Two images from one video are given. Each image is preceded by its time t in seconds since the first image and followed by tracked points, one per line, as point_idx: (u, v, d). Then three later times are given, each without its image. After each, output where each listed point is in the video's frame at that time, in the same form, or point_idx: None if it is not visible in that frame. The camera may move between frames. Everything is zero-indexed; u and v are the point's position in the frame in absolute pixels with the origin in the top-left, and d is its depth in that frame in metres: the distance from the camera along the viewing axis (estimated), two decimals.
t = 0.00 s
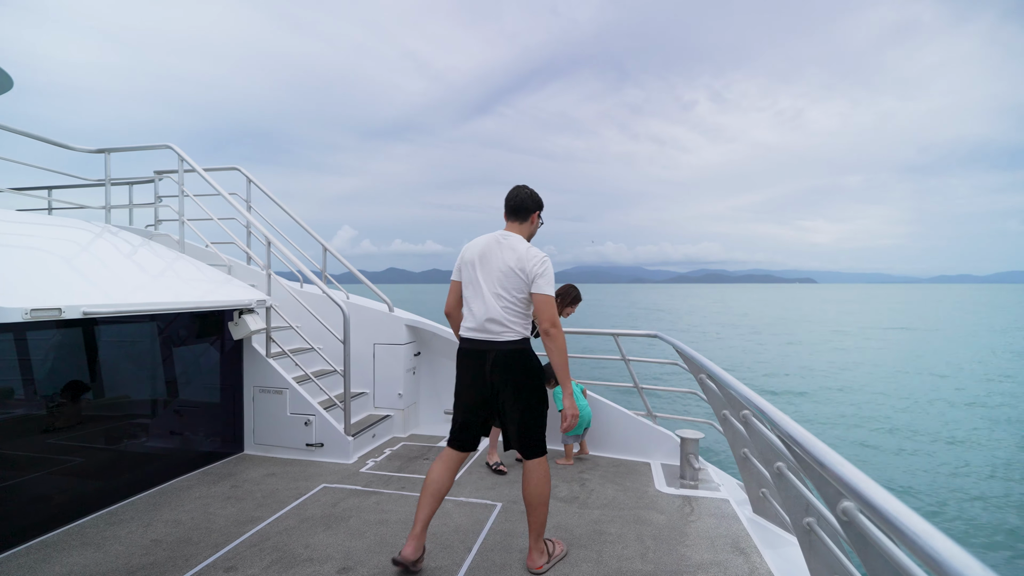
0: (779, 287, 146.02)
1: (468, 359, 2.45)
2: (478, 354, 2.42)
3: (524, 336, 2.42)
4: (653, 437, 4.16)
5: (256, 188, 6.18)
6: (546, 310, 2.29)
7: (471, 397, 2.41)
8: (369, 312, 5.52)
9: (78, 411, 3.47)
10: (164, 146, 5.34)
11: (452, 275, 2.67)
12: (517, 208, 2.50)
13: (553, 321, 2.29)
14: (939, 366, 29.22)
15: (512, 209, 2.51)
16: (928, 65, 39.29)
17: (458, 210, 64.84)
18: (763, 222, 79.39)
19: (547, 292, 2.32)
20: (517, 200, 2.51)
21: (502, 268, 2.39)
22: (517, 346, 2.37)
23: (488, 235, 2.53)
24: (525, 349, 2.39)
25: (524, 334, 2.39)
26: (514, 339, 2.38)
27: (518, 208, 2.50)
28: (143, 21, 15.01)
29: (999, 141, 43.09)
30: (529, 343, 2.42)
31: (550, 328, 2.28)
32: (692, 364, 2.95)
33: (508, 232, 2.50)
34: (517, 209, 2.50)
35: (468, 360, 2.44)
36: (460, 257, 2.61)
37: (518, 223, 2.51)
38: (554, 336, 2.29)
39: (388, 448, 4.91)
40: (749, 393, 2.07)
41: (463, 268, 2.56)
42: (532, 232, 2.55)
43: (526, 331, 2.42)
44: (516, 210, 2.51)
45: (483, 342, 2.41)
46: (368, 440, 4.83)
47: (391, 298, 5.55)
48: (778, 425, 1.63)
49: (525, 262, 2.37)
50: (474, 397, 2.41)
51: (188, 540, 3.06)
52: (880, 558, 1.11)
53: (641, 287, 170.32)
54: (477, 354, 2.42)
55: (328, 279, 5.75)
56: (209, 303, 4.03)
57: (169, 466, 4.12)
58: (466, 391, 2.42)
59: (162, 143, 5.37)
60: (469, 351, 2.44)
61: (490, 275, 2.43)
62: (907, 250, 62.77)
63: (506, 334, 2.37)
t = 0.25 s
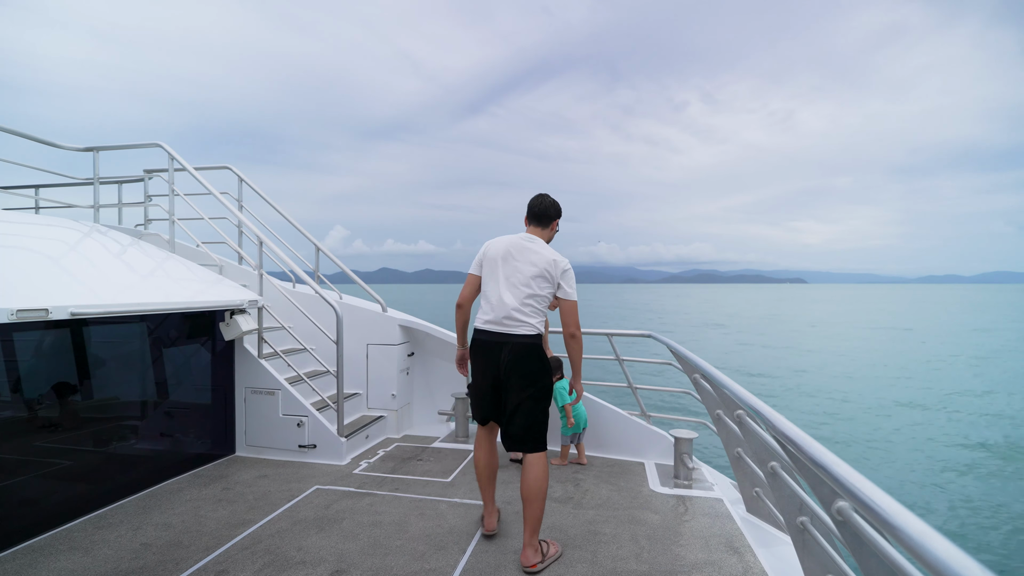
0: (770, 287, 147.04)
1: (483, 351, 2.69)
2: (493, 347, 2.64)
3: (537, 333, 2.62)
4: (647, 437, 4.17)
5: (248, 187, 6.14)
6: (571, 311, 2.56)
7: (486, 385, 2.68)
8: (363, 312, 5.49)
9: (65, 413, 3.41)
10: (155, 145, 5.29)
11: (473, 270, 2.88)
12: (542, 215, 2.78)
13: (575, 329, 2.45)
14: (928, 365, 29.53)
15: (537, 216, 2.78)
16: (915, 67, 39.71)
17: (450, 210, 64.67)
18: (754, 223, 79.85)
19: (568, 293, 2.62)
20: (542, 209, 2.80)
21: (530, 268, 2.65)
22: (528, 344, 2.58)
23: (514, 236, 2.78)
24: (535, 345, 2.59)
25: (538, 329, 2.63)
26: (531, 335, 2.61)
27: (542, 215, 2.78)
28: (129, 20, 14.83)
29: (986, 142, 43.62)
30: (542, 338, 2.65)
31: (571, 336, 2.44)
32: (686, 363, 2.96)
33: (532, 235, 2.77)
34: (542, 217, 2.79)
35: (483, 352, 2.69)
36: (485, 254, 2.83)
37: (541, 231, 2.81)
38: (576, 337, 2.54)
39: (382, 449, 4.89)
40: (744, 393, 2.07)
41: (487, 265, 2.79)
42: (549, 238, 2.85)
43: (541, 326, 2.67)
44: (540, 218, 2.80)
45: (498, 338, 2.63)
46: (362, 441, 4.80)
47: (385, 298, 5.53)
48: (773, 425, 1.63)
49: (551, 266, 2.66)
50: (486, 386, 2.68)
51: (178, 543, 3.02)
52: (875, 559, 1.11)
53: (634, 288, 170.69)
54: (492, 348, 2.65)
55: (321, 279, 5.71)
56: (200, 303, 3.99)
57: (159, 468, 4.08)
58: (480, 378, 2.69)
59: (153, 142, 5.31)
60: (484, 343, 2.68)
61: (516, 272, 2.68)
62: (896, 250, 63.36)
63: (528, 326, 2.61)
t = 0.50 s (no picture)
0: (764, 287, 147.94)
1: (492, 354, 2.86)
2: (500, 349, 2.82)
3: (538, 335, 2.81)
4: (642, 437, 4.19)
5: (243, 186, 6.12)
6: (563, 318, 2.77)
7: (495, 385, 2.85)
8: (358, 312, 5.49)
9: (57, 413, 3.39)
10: (149, 144, 5.26)
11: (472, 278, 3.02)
12: (532, 224, 2.92)
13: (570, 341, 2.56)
14: (919, 364, 29.80)
15: (530, 224, 2.92)
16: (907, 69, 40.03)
17: (444, 210, 64.56)
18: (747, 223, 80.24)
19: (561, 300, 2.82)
20: (534, 217, 2.94)
21: (530, 274, 2.82)
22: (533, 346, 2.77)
23: (508, 247, 2.92)
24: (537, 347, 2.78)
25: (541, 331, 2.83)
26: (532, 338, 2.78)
27: (533, 225, 2.92)
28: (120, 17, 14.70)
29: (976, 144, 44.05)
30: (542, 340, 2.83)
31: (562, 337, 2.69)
32: (681, 363, 2.98)
33: (525, 244, 2.92)
34: (535, 225, 2.93)
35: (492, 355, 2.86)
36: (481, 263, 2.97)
37: (534, 239, 2.96)
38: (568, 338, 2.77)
39: (378, 449, 4.88)
40: (738, 392, 2.10)
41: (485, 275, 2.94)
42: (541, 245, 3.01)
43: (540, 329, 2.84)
44: (534, 225, 2.94)
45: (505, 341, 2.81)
46: (357, 441, 4.80)
47: (380, 297, 5.52)
48: (769, 425, 1.66)
49: (548, 272, 2.83)
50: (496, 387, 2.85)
51: (174, 544, 3.01)
52: (869, 556, 1.14)
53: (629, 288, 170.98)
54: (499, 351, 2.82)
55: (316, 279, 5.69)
56: (194, 303, 3.97)
57: (153, 469, 4.06)
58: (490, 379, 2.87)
59: (147, 140, 5.28)
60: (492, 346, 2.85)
61: (514, 281, 2.83)
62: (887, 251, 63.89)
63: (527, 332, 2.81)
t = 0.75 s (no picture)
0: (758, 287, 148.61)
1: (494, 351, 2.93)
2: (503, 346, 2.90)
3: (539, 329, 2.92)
4: (638, 436, 4.22)
5: (239, 186, 6.12)
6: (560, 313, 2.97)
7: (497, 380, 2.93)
8: (355, 312, 5.49)
9: (51, 413, 3.37)
10: (145, 143, 5.25)
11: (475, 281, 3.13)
12: (531, 228, 3.08)
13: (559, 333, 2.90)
14: (913, 364, 29.97)
15: (530, 228, 3.06)
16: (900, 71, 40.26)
17: (440, 211, 64.49)
18: (743, 224, 80.53)
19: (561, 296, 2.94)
20: (533, 222, 3.09)
21: (530, 274, 2.92)
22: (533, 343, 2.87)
23: (509, 250, 3.05)
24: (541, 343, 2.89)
25: (542, 328, 2.92)
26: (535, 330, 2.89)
27: (531, 229, 3.09)
28: (114, 16, 14.60)
29: (968, 145, 44.36)
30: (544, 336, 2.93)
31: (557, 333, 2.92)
32: (678, 363, 3.01)
33: (525, 247, 3.05)
34: (534, 230, 3.08)
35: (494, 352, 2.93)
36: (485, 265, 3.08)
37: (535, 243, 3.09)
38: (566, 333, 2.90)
39: (374, 449, 4.89)
40: (734, 392, 2.12)
41: (487, 276, 3.05)
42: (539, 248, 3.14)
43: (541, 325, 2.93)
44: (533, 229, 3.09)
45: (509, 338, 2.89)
46: (354, 441, 4.81)
47: (377, 297, 5.52)
48: (764, 423, 1.67)
49: (547, 270, 2.94)
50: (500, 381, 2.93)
51: (169, 544, 3.01)
52: (861, 553, 1.16)
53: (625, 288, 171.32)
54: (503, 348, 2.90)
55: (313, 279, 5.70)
56: (191, 303, 3.96)
57: (149, 469, 4.05)
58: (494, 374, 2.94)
59: (143, 140, 5.27)
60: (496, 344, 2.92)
61: (515, 279, 2.94)
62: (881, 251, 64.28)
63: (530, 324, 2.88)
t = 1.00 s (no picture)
0: (754, 286, 149.18)
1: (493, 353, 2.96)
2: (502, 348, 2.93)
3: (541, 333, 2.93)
4: (633, 436, 4.24)
5: (236, 186, 6.10)
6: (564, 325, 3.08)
7: (496, 381, 2.96)
8: (352, 312, 5.50)
9: (46, 413, 3.36)
10: (141, 143, 5.24)
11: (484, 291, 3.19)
12: (540, 247, 3.20)
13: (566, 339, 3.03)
14: (906, 363, 30.13)
15: (539, 246, 3.19)
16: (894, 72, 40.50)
17: (436, 210, 64.46)
18: (738, 224, 80.78)
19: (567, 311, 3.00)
20: (542, 241, 3.22)
21: (538, 284, 2.98)
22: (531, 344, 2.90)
23: (518, 264, 3.13)
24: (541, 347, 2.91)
25: (545, 333, 2.92)
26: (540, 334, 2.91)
27: (541, 248, 3.20)
28: (108, 16, 14.55)
29: (961, 146, 44.65)
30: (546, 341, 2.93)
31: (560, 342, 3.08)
32: (673, 364, 3.04)
33: (534, 262, 3.14)
34: (543, 248, 3.20)
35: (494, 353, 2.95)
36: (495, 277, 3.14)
37: (543, 260, 3.19)
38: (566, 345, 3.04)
39: (371, 449, 4.90)
40: (728, 392, 2.15)
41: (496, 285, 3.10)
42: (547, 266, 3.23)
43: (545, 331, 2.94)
44: (542, 248, 3.21)
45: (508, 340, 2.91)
46: (351, 441, 4.82)
47: (374, 298, 5.53)
48: (757, 423, 1.69)
49: (556, 285, 3.01)
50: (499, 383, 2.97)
51: (166, 544, 3.01)
52: (850, 548, 1.18)
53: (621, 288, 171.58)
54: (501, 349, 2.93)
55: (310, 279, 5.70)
56: (188, 303, 3.97)
57: (145, 469, 4.05)
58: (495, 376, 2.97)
59: (139, 140, 5.26)
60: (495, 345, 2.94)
61: (523, 288, 2.99)
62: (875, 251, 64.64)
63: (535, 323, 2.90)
